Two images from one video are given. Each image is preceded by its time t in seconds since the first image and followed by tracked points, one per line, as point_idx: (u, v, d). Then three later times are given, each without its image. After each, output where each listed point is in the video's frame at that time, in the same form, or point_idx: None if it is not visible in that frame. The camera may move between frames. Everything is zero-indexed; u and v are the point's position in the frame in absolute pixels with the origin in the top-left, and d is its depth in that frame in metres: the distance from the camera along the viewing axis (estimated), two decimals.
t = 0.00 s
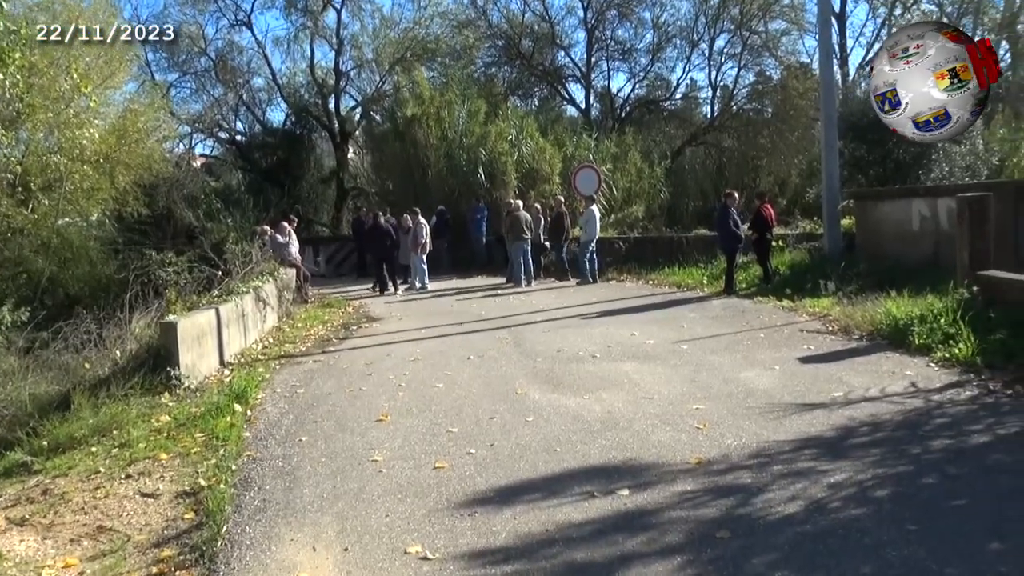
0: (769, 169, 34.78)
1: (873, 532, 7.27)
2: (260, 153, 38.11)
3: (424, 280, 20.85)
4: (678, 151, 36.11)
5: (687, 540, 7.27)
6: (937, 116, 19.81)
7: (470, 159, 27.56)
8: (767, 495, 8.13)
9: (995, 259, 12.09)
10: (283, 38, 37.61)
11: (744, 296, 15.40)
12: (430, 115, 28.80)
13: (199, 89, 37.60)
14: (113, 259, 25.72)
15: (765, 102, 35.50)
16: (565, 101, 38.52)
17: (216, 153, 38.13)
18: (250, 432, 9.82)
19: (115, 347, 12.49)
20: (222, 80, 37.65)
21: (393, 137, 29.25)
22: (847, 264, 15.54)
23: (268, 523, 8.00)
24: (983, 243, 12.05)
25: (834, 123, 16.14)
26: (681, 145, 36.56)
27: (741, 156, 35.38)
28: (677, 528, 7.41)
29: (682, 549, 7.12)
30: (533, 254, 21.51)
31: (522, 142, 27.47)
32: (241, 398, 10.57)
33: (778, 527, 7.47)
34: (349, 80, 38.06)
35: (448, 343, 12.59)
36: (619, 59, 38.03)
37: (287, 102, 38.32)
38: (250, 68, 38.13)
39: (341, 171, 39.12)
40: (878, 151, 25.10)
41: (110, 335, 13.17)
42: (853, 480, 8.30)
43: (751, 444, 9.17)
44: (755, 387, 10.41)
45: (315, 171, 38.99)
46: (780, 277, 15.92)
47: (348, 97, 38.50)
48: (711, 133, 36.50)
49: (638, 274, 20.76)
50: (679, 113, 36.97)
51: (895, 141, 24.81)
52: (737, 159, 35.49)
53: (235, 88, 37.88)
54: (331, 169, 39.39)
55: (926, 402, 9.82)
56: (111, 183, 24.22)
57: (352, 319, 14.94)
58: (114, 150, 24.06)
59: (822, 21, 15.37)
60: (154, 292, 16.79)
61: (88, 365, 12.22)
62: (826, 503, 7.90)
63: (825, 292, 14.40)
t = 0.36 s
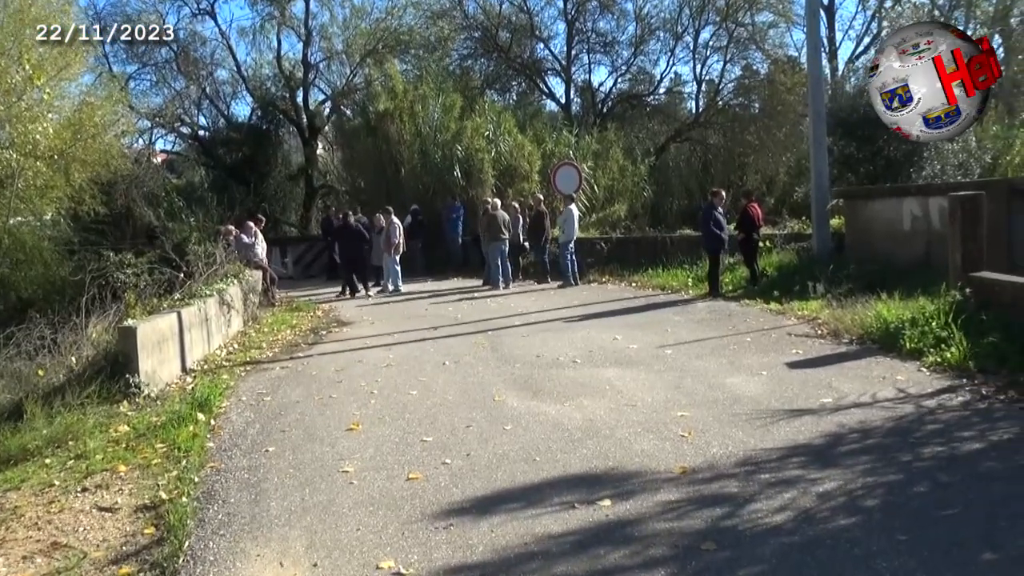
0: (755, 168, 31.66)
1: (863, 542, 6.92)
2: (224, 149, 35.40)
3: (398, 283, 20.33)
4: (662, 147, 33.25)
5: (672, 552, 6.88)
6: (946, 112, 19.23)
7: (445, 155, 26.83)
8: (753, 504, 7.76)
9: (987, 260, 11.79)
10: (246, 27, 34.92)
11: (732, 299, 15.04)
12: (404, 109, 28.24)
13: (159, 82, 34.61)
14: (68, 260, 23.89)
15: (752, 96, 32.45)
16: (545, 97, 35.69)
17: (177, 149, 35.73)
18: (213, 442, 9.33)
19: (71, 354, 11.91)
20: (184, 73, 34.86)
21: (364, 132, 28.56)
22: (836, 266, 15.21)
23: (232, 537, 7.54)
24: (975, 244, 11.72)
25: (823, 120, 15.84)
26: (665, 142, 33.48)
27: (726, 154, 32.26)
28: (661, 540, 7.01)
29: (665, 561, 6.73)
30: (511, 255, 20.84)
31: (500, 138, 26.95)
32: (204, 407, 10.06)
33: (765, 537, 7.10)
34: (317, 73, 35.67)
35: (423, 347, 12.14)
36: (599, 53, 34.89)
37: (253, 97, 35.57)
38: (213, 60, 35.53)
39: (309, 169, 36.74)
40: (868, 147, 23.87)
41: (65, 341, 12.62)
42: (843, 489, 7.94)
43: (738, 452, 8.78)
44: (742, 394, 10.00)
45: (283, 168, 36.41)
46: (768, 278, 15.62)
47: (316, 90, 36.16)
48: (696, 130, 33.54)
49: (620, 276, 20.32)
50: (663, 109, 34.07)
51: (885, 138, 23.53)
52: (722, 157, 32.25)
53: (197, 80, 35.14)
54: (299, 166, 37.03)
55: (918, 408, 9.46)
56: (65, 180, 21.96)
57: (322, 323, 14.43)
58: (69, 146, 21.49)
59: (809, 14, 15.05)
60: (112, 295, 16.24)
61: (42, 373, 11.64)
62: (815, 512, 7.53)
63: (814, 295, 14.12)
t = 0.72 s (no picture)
0: (755, 165, 31.32)
1: (867, 553, 6.58)
2: (202, 147, 34.04)
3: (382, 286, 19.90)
4: (658, 145, 32.40)
5: (669, 565, 6.53)
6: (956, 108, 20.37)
7: (432, 153, 25.92)
8: (752, 514, 7.41)
9: (993, 261, 11.48)
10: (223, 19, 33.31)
11: (730, 302, 14.67)
12: (388, 105, 27.31)
13: (132, 78, 32.70)
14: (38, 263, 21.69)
15: (750, 91, 31.79)
16: (536, 92, 33.99)
17: (152, 146, 34.18)
18: (191, 453, 8.91)
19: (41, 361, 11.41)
20: (159, 67, 32.83)
21: (349, 128, 27.69)
22: (837, 267, 14.88)
23: (211, 551, 7.15)
24: (981, 243, 11.41)
25: (824, 117, 15.52)
26: (660, 139, 32.73)
27: (724, 151, 31.76)
28: (657, 552, 6.66)
29: None
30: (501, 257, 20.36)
31: (489, 135, 26.00)
32: (180, 416, 9.60)
33: (766, 548, 6.76)
34: (299, 67, 34.13)
35: (411, 353, 11.75)
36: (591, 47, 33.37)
37: (231, 92, 33.98)
38: (190, 54, 33.55)
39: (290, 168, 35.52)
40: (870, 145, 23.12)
41: (35, 347, 12.15)
42: (845, 498, 7.60)
43: (737, 460, 8.42)
44: (740, 400, 9.64)
45: (263, 166, 35.26)
46: (767, 281, 15.31)
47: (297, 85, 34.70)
48: (692, 126, 32.75)
49: (614, 279, 19.92)
50: (658, 104, 33.15)
51: (888, 135, 22.80)
52: (720, 154, 31.81)
53: (173, 75, 33.17)
54: (280, 164, 35.77)
55: (922, 414, 9.12)
56: (36, 181, 18.91)
57: (304, 328, 14.03)
58: (39, 143, 18.58)
59: (809, 7, 14.70)
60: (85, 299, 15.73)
61: (12, 381, 11.12)
62: (816, 522, 7.18)
63: (815, 298, 13.80)
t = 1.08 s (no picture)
0: (764, 160, 30.78)
1: (883, 566, 6.18)
2: (185, 143, 32.86)
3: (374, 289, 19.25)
4: (663, 139, 31.60)
5: None
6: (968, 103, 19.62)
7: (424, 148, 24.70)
8: (763, 524, 7.00)
9: (1014, 259, 11.04)
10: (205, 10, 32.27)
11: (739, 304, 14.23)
12: (380, 99, 26.02)
13: (111, 71, 31.41)
14: (13, 264, 20.79)
15: (760, 82, 31.03)
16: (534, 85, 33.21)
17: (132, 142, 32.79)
18: (175, 464, 8.46)
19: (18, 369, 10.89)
20: (139, 60, 31.65)
21: (338, 123, 26.38)
22: (851, 265, 14.45)
23: (194, 568, 6.73)
24: (1002, 241, 10.99)
25: (837, 110, 15.09)
26: (666, 133, 31.98)
27: (733, 145, 31.02)
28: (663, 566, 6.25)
29: None
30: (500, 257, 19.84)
31: (486, 129, 24.75)
32: (162, 425, 9.12)
33: (778, 561, 6.35)
34: (285, 59, 33.05)
35: (406, 358, 11.31)
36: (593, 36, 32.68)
37: (215, 87, 32.97)
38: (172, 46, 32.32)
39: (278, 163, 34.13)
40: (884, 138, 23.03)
41: (12, 354, 11.58)
42: (861, 507, 7.19)
43: (747, 469, 8.00)
44: (750, 405, 9.21)
45: (250, 163, 33.94)
46: (777, 280, 14.92)
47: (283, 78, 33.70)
48: (699, 118, 32.02)
49: (617, 279, 19.44)
50: (663, 97, 32.50)
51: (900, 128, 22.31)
52: (729, 149, 31.08)
53: (154, 69, 31.93)
54: (267, 161, 34.37)
55: (941, 419, 8.69)
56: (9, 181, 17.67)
57: (294, 333, 13.59)
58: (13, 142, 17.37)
59: None
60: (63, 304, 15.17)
61: None
62: (831, 533, 6.78)
63: (828, 298, 13.41)
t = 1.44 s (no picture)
0: (776, 155, 29.53)
1: None
2: (168, 140, 30.52)
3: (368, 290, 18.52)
4: (670, 133, 30.96)
5: None
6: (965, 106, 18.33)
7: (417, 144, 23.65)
8: (776, 536, 6.61)
9: None
10: None
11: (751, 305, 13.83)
12: (372, 93, 24.73)
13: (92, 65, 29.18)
14: None
15: (771, 73, 30.15)
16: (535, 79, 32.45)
17: (113, 140, 30.30)
18: (160, 477, 8.03)
19: None
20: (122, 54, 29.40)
21: (328, 118, 25.03)
22: (868, 265, 14.05)
23: None
24: None
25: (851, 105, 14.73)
26: (672, 127, 31.20)
27: (743, 138, 30.12)
28: None
29: None
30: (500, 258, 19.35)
31: (484, 125, 23.81)
32: (147, 436, 8.64)
33: None
34: (274, 52, 30.96)
35: (402, 364, 10.89)
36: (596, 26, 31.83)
37: (201, 82, 30.85)
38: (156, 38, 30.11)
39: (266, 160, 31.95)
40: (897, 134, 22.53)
41: None
42: (879, 518, 6.80)
43: (759, 479, 7.60)
44: (763, 412, 8.80)
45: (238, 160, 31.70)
46: (790, 281, 14.55)
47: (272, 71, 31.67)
48: (707, 112, 31.30)
49: (622, 281, 18.94)
50: (669, 89, 31.66)
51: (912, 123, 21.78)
52: (738, 143, 30.15)
53: (138, 62, 29.73)
54: (256, 159, 32.07)
55: (963, 426, 8.28)
56: None
57: (284, 339, 13.15)
58: None
59: None
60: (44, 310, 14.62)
61: None
62: (847, 545, 6.39)
63: (843, 299, 13.04)
